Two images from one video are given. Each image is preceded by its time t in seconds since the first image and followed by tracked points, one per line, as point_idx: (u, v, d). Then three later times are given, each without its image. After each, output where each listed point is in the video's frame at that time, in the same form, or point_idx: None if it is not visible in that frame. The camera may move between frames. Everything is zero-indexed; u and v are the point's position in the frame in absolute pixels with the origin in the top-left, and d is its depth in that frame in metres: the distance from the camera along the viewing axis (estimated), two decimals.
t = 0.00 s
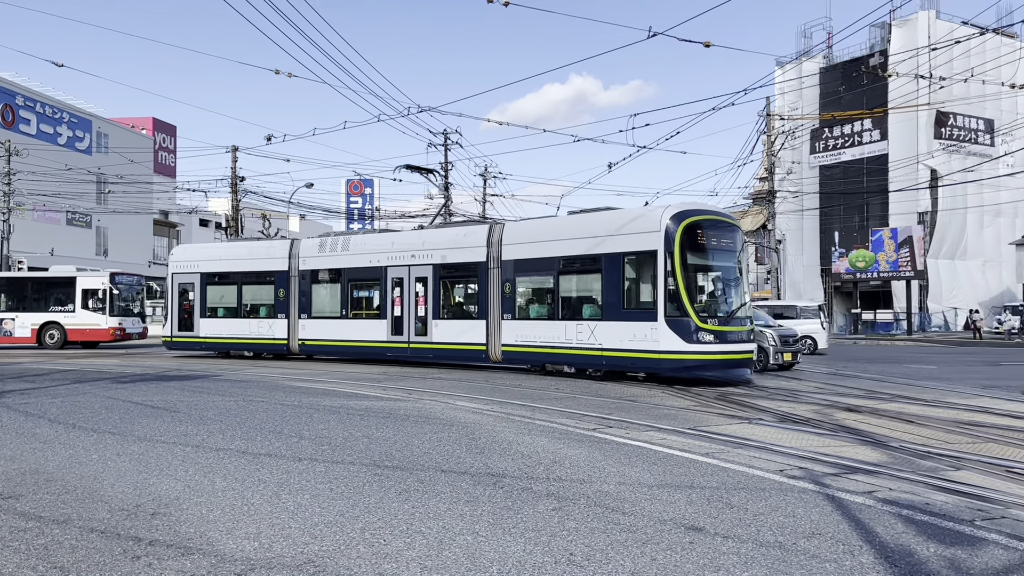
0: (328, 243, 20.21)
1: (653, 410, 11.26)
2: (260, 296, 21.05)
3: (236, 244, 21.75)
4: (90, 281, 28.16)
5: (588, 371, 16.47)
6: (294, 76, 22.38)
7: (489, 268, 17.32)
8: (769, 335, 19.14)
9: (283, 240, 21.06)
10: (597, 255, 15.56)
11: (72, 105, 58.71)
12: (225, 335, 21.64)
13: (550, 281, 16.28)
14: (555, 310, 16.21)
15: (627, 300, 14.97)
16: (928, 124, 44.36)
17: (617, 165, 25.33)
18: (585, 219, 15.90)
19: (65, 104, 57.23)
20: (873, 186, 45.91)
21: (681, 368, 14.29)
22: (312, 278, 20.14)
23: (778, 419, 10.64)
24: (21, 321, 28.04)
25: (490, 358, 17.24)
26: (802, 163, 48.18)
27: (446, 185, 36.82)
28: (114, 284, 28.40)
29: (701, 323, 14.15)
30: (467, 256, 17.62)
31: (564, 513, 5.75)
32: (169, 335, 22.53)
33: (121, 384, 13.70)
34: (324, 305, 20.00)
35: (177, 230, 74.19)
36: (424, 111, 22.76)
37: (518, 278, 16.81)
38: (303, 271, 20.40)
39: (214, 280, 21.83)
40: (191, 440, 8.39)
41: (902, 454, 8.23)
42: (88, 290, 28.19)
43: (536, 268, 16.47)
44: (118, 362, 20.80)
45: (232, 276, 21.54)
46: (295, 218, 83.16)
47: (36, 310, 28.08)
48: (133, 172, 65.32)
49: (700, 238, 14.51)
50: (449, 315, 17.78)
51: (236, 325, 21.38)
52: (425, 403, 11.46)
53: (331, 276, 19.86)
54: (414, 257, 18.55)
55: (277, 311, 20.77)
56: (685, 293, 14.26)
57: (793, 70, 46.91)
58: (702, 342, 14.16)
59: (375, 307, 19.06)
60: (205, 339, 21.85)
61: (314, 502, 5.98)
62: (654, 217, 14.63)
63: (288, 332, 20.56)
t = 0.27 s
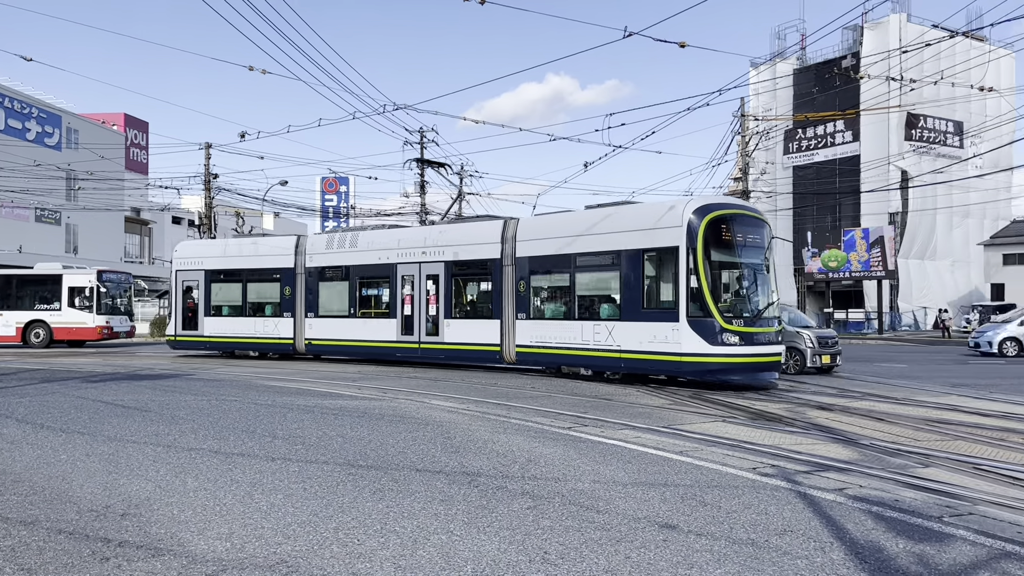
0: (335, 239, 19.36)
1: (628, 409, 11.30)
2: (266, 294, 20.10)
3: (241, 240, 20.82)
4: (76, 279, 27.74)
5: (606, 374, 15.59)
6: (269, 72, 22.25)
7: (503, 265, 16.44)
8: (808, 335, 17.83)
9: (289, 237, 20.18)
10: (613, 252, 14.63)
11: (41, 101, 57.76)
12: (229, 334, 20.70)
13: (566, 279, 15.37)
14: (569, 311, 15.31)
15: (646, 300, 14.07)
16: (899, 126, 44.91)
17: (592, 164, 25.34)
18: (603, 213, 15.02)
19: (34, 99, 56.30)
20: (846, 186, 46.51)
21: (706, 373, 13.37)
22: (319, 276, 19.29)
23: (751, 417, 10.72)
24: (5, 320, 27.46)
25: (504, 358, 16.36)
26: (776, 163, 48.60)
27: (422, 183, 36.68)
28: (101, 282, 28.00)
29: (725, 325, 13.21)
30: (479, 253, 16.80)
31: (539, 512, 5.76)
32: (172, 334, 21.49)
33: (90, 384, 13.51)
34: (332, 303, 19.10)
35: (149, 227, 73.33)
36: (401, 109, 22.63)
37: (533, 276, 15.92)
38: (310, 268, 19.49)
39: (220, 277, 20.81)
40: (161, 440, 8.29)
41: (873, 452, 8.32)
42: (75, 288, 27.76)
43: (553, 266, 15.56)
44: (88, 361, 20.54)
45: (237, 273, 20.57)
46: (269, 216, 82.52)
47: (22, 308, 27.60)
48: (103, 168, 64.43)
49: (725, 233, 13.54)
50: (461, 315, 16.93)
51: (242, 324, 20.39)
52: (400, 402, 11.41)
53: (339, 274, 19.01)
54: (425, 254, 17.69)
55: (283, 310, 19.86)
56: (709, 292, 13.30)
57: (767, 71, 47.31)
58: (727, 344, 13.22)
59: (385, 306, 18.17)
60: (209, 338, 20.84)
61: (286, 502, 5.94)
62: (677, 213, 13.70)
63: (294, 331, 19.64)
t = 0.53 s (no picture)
0: (345, 235, 18.69)
1: (603, 407, 11.34)
2: (273, 292, 19.50)
3: (247, 236, 20.20)
4: (65, 277, 27.23)
5: (627, 378, 14.77)
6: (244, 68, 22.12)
7: (519, 263, 15.70)
8: (850, 336, 16.30)
9: (298, 234, 19.51)
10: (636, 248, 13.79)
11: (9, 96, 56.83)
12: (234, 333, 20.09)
13: (586, 277, 14.56)
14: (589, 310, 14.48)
15: (671, 299, 13.21)
16: (871, 127, 45.42)
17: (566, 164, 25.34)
18: (623, 207, 14.24)
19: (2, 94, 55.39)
20: (820, 187, 47.11)
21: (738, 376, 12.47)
22: (328, 274, 18.63)
23: (724, 416, 10.80)
24: None
25: (520, 360, 15.61)
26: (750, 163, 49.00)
27: (398, 181, 36.56)
28: (91, 280, 27.44)
29: (756, 326, 12.36)
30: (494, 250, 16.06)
31: (514, 511, 5.76)
32: (178, 333, 20.93)
33: (58, 383, 13.31)
34: (342, 302, 18.46)
35: (121, 225, 72.47)
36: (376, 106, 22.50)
37: (551, 274, 15.15)
38: (320, 266, 18.84)
39: (227, 275, 20.23)
40: (133, 440, 8.19)
41: (844, 449, 8.42)
42: (64, 286, 27.25)
43: (572, 263, 14.77)
44: (58, 360, 20.27)
45: (243, 271, 19.98)
46: (243, 214, 81.90)
47: (9, 306, 27.22)
48: (74, 165, 63.57)
49: (756, 229, 12.68)
50: (476, 314, 16.23)
51: (250, 323, 19.74)
52: (376, 401, 11.36)
53: (349, 272, 18.33)
54: (438, 251, 17.00)
55: (290, 309, 19.23)
56: (740, 292, 12.45)
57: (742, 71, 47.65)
58: (758, 346, 12.36)
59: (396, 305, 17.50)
60: (216, 338, 20.26)
61: (260, 502, 5.88)
62: (704, 207, 12.90)
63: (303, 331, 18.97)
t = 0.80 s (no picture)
0: (358, 232, 18.13)
1: (581, 407, 11.35)
2: (283, 291, 18.97)
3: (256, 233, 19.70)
4: (58, 274, 26.82)
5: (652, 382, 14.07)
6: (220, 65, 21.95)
7: (538, 261, 15.00)
8: (900, 339, 15.42)
9: (310, 231, 18.96)
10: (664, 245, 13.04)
11: None
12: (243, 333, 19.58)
13: (609, 276, 13.82)
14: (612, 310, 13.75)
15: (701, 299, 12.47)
16: (845, 129, 45.93)
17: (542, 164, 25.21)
18: (649, 200, 13.51)
19: None
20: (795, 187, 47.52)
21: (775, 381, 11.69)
22: (341, 273, 18.11)
23: (700, 414, 10.86)
24: None
25: (539, 363, 14.94)
26: (726, 164, 49.33)
27: (376, 179, 36.39)
28: (83, 278, 27.01)
29: (794, 327, 11.62)
30: (511, 247, 15.43)
31: (491, 510, 5.75)
32: (185, 333, 20.50)
33: (27, 383, 13.10)
34: (354, 301, 17.92)
35: (93, 223, 71.60)
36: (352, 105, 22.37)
37: (571, 272, 14.44)
38: (331, 263, 18.33)
39: (235, 273, 19.75)
40: (104, 441, 8.08)
41: (818, 448, 8.49)
42: (57, 284, 26.83)
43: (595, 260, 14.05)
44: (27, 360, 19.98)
45: (254, 268, 19.46)
46: (219, 212, 81.24)
47: None
48: (45, 162, 62.71)
49: (791, 224, 11.97)
50: (493, 314, 15.61)
51: (259, 323, 19.26)
52: (352, 401, 11.30)
53: (362, 270, 17.79)
54: (453, 248, 16.42)
55: (301, 308, 18.69)
56: (775, 290, 11.71)
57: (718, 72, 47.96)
58: (795, 348, 11.61)
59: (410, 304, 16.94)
60: (223, 338, 19.80)
61: (234, 503, 5.84)
62: (737, 200, 12.17)
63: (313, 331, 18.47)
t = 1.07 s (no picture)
0: (372, 228, 17.43)
1: (560, 406, 11.37)
2: (296, 289, 18.31)
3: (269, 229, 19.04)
4: (55, 272, 26.43)
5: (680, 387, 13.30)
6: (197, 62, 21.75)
7: (561, 258, 14.23)
8: (958, 342, 14.05)
9: (322, 227, 18.24)
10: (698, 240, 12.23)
11: None
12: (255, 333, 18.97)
13: (637, 274, 13.02)
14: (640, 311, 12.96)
15: (739, 298, 11.70)
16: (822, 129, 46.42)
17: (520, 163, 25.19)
18: (681, 193, 12.70)
19: None
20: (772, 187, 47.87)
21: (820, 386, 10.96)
22: (355, 271, 17.40)
23: (678, 413, 10.91)
24: None
25: (562, 365, 14.20)
26: (704, 164, 49.61)
27: (354, 177, 36.25)
28: (81, 276, 26.64)
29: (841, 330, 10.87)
30: (531, 244, 14.70)
31: (469, 510, 5.75)
32: (196, 334, 19.91)
33: None
34: (368, 301, 17.22)
35: (68, 220, 70.78)
36: (331, 103, 22.24)
37: (597, 270, 13.64)
38: (345, 261, 17.61)
39: (246, 272, 19.09)
40: (78, 442, 7.99)
41: (794, 446, 8.56)
42: (53, 282, 26.46)
43: (622, 258, 13.24)
44: None
45: (266, 266, 18.80)
46: (196, 210, 80.60)
47: None
48: (18, 159, 61.90)
49: (836, 218, 11.19)
50: (514, 314, 14.88)
51: (271, 323, 18.59)
52: (330, 401, 11.24)
53: (376, 268, 17.09)
54: (472, 245, 15.70)
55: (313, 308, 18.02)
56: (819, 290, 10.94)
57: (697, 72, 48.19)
58: (841, 352, 10.86)
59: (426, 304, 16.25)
60: (234, 338, 19.17)
61: (210, 504, 5.79)
62: (780, 193, 11.34)
63: (327, 332, 17.77)
